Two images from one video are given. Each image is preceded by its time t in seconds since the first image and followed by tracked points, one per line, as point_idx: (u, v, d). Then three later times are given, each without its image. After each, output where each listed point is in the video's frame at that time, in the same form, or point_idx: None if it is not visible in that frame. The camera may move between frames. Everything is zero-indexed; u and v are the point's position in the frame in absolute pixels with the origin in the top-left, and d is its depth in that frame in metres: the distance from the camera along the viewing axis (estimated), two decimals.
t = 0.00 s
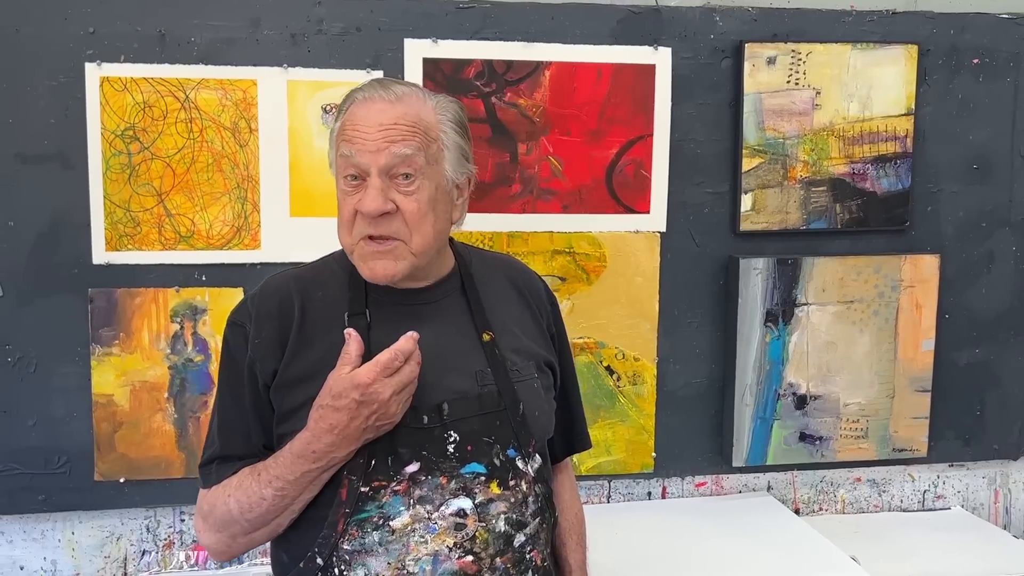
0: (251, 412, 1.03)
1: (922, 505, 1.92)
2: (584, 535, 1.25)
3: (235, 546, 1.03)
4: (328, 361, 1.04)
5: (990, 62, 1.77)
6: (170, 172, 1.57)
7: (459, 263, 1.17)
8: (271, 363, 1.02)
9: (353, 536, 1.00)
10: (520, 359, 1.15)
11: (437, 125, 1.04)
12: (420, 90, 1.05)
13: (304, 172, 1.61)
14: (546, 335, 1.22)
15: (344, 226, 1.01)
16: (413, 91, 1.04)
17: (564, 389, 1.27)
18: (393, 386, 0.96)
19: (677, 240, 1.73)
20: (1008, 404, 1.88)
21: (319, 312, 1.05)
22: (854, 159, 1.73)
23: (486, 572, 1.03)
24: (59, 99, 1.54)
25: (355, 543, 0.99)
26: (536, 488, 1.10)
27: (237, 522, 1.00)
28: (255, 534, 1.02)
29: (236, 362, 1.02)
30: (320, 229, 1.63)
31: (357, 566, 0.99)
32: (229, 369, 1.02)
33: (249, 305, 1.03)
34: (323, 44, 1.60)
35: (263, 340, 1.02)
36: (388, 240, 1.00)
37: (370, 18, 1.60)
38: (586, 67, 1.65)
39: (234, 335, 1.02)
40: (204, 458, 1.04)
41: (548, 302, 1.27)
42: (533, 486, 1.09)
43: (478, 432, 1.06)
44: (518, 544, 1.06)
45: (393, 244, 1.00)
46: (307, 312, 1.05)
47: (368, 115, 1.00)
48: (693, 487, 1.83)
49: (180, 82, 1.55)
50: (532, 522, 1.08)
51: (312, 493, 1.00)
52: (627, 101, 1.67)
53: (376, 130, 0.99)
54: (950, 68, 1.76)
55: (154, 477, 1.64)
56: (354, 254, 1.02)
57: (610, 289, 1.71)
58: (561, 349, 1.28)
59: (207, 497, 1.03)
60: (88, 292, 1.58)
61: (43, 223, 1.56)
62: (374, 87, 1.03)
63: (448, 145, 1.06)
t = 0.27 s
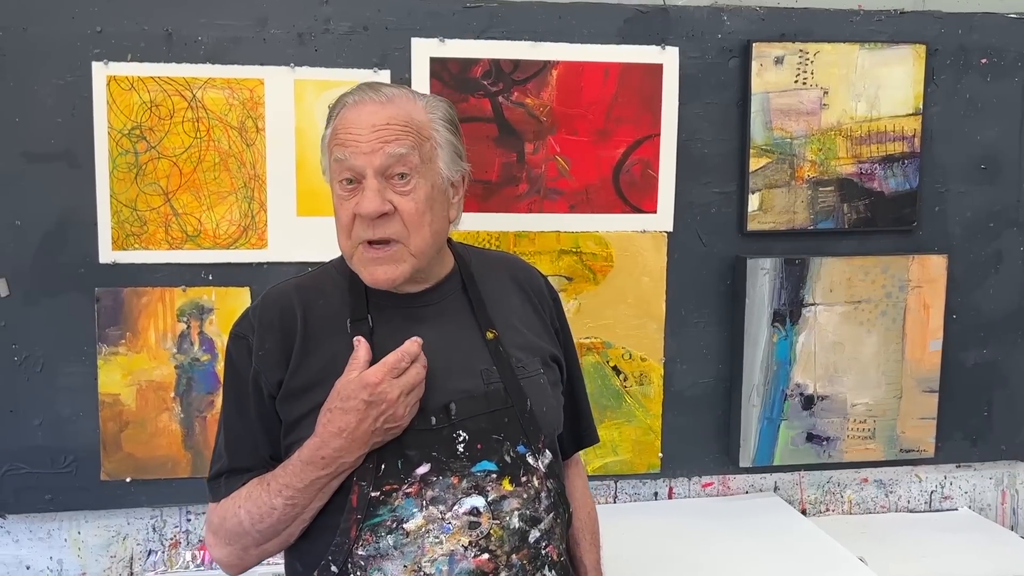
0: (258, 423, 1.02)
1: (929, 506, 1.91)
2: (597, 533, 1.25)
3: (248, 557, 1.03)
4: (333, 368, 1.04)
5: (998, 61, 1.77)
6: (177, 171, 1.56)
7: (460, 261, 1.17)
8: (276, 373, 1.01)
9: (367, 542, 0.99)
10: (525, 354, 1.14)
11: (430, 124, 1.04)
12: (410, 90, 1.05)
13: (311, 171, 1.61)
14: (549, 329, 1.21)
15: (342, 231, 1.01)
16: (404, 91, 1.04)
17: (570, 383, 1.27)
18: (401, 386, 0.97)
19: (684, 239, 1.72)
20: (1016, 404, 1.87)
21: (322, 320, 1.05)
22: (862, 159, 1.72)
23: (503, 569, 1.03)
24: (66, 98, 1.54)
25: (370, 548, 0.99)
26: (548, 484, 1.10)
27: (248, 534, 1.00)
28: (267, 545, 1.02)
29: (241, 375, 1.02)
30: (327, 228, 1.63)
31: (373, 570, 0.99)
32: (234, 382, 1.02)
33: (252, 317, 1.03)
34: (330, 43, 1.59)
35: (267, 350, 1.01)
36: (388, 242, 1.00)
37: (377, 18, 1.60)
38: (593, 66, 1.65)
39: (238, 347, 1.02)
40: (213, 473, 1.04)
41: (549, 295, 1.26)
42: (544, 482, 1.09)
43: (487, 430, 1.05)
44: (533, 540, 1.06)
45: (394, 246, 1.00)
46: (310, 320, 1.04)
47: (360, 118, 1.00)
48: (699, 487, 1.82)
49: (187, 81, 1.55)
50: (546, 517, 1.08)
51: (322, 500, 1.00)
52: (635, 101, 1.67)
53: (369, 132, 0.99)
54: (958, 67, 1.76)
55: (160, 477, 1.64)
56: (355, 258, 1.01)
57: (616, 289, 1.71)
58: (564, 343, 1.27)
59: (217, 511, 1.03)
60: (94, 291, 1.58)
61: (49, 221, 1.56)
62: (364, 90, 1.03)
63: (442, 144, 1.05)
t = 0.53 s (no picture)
0: (262, 420, 1.03)
1: (933, 506, 1.91)
2: (603, 534, 1.24)
3: (250, 553, 1.03)
4: (337, 367, 1.03)
5: (1003, 61, 1.77)
6: (181, 170, 1.56)
7: (469, 257, 1.16)
8: (280, 370, 1.01)
9: (367, 540, 1.00)
10: (532, 353, 1.13)
11: (434, 114, 1.04)
12: (416, 82, 1.06)
13: (316, 170, 1.61)
14: (556, 328, 1.21)
15: (347, 221, 1.01)
16: (409, 83, 1.04)
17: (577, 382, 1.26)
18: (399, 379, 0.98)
19: (688, 239, 1.72)
20: (1020, 404, 1.87)
21: (328, 317, 1.05)
22: (866, 158, 1.72)
23: (503, 571, 1.03)
24: (71, 97, 1.54)
25: (370, 546, 0.99)
26: (552, 485, 1.09)
27: (249, 529, 1.00)
28: (268, 540, 1.02)
29: (246, 370, 1.02)
30: (331, 227, 1.63)
31: (373, 569, 0.99)
32: (239, 376, 1.02)
33: (258, 312, 1.03)
34: (334, 42, 1.59)
35: (271, 346, 1.01)
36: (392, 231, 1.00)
37: (382, 17, 1.60)
38: (598, 65, 1.65)
39: (244, 342, 1.02)
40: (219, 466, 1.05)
41: (557, 293, 1.25)
42: (548, 483, 1.08)
43: (490, 430, 1.05)
44: (534, 541, 1.05)
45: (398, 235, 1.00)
46: (316, 317, 1.04)
47: (365, 107, 1.00)
48: (703, 487, 1.82)
49: (191, 80, 1.55)
50: (548, 519, 1.07)
51: (322, 497, 1.00)
52: (639, 100, 1.67)
53: (373, 121, 0.99)
54: (963, 67, 1.75)
55: (164, 476, 1.64)
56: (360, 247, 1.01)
57: (621, 288, 1.71)
58: (572, 341, 1.27)
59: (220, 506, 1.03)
60: (98, 290, 1.58)
61: (53, 220, 1.56)
62: (369, 81, 1.03)
63: (447, 134, 1.05)
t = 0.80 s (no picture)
0: (265, 411, 1.03)
1: (935, 505, 1.91)
2: (599, 536, 1.25)
3: (243, 539, 1.04)
4: (344, 365, 1.04)
5: (1005, 60, 1.77)
6: (183, 168, 1.56)
7: (484, 264, 1.15)
8: (287, 365, 1.01)
9: (358, 544, 1.00)
10: (540, 368, 1.12)
11: (460, 136, 1.00)
12: (445, 96, 1.00)
13: (318, 169, 1.61)
14: (568, 339, 1.19)
15: (360, 237, 1.00)
16: (437, 98, 0.99)
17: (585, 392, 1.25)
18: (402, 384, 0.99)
19: (690, 238, 1.72)
20: (1021, 404, 1.87)
21: (337, 314, 1.05)
22: (868, 157, 1.72)
23: None
24: (72, 95, 1.54)
25: (360, 551, 1.00)
26: (546, 504, 1.09)
27: (243, 517, 1.01)
28: (261, 530, 1.03)
29: (253, 360, 1.02)
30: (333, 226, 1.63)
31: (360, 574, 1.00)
32: (245, 363, 1.02)
33: (269, 302, 1.02)
34: (336, 40, 1.59)
35: (280, 339, 1.01)
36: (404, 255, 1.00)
37: (384, 15, 1.60)
38: (599, 64, 1.65)
39: (253, 330, 1.02)
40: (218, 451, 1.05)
41: (572, 302, 1.23)
42: (543, 502, 1.09)
43: (490, 446, 1.05)
44: (523, 561, 1.06)
45: (410, 260, 1.00)
46: (325, 313, 1.04)
47: (388, 127, 0.97)
48: (704, 486, 1.82)
49: (194, 78, 1.55)
50: (539, 539, 1.08)
51: (316, 494, 1.00)
52: (641, 99, 1.67)
53: (395, 143, 0.96)
54: (964, 66, 1.75)
55: (166, 475, 1.64)
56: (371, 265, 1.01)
57: (622, 287, 1.71)
58: (583, 351, 1.25)
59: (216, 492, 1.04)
60: (100, 289, 1.58)
61: (55, 219, 1.56)
62: (395, 94, 0.99)
63: (472, 157, 1.02)
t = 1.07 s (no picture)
0: (263, 408, 1.03)
1: (936, 503, 1.91)
2: (596, 537, 1.25)
3: (238, 532, 1.04)
4: (343, 367, 1.04)
5: (1006, 58, 1.77)
6: (184, 166, 1.56)
7: (491, 267, 1.14)
8: (288, 363, 1.01)
9: (350, 546, 1.01)
10: (541, 376, 1.12)
11: (472, 146, 0.99)
12: (459, 105, 0.99)
13: (319, 167, 1.61)
14: (573, 347, 1.19)
15: (368, 242, 1.01)
16: (450, 107, 0.98)
17: (589, 398, 1.24)
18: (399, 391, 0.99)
19: (691, 236, 1.72)
20: (1022, 402, 1.87)
21: (340, 315, 1.05)
22: (869, 155, 1.72)
23: None
24: (73, 93, 1.54)
25: (351, 554, 1.00)
26: (541, 514, 1.09)
27: (238, 511, 1.01)
28: (255, 526, 1.03)
29: (255, 355, 1.02)
30: (334, 225, 1.63)
31: None
32: (247, 358, 1.02)
33: (273, 298, 1.02)
34: (337, 38, 1.59)
35: (282, 337, 1.01)
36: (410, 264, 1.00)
37: (385, 13, 1.60)
38: (601, 62, 1.65)
39: (257, 326, 1.02)
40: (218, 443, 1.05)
41: (579, 309, 1.22)
42: (537, 513, 1.09)
43: (485, 456, 1.05)
44: (514, 571, 1.06)
45: (415, 269, 1.00)
46: (328, 313, 1.04)
47: (399, 135, 0.96)
48: (706, 484, 1.82)
49: (195, 76, 1.55)
50: (532, 550, 1.08)
51: (310, 495, 1.00)
52: (642, 97, 1.67)
53: (406, 154, 0.95)
54: (966, 64, 1.75)
55: (167, 472, 1.64)
56: (379, 270, 1.02)
57: (624, 286, 1.71)
58: (588, 358, 1.24)
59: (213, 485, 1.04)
60: (101, 287, 1.58)
61: (56, 216, 1.55)
62: (409, 100, 0.98)
63: (483, 167, 1.01)
